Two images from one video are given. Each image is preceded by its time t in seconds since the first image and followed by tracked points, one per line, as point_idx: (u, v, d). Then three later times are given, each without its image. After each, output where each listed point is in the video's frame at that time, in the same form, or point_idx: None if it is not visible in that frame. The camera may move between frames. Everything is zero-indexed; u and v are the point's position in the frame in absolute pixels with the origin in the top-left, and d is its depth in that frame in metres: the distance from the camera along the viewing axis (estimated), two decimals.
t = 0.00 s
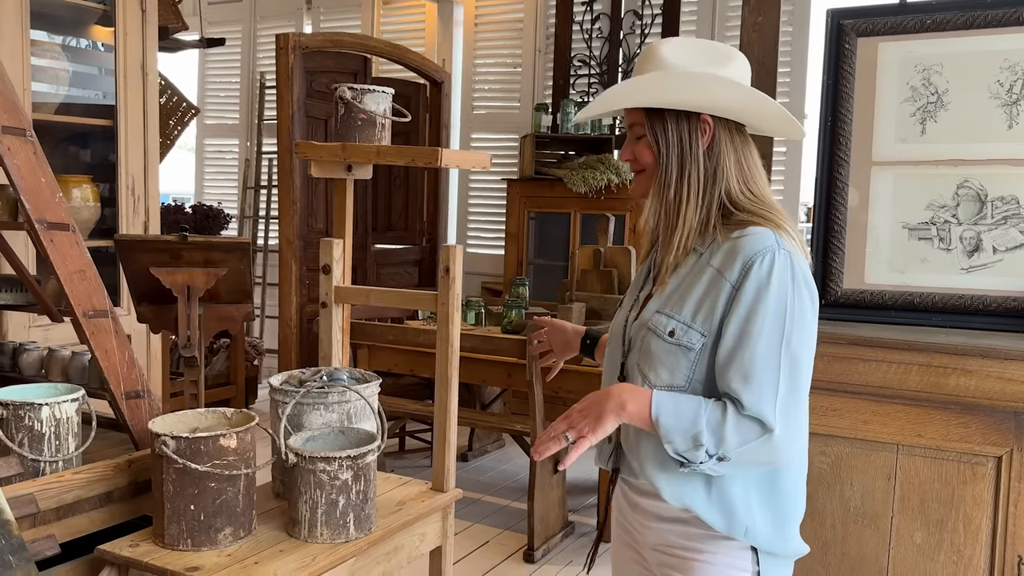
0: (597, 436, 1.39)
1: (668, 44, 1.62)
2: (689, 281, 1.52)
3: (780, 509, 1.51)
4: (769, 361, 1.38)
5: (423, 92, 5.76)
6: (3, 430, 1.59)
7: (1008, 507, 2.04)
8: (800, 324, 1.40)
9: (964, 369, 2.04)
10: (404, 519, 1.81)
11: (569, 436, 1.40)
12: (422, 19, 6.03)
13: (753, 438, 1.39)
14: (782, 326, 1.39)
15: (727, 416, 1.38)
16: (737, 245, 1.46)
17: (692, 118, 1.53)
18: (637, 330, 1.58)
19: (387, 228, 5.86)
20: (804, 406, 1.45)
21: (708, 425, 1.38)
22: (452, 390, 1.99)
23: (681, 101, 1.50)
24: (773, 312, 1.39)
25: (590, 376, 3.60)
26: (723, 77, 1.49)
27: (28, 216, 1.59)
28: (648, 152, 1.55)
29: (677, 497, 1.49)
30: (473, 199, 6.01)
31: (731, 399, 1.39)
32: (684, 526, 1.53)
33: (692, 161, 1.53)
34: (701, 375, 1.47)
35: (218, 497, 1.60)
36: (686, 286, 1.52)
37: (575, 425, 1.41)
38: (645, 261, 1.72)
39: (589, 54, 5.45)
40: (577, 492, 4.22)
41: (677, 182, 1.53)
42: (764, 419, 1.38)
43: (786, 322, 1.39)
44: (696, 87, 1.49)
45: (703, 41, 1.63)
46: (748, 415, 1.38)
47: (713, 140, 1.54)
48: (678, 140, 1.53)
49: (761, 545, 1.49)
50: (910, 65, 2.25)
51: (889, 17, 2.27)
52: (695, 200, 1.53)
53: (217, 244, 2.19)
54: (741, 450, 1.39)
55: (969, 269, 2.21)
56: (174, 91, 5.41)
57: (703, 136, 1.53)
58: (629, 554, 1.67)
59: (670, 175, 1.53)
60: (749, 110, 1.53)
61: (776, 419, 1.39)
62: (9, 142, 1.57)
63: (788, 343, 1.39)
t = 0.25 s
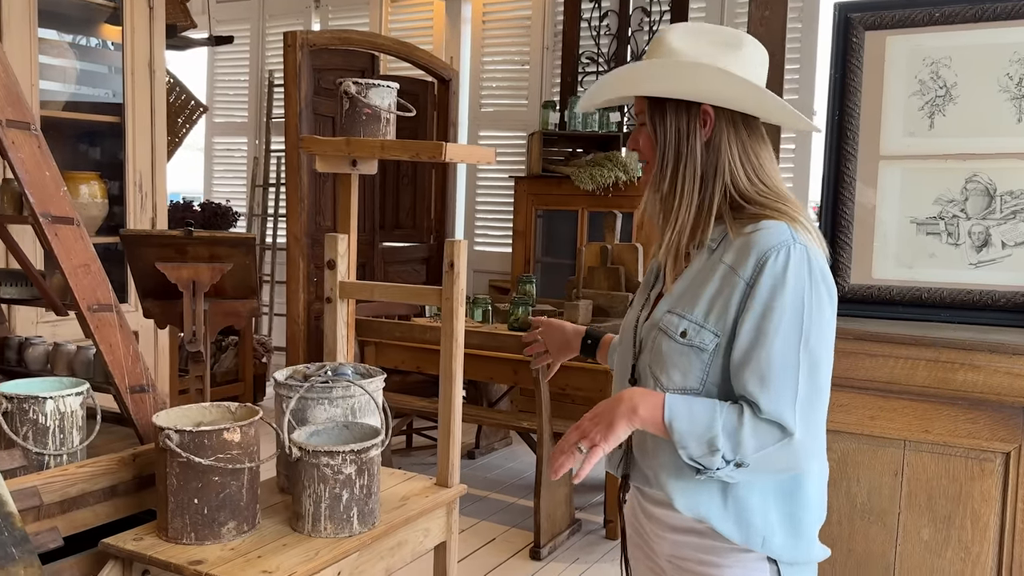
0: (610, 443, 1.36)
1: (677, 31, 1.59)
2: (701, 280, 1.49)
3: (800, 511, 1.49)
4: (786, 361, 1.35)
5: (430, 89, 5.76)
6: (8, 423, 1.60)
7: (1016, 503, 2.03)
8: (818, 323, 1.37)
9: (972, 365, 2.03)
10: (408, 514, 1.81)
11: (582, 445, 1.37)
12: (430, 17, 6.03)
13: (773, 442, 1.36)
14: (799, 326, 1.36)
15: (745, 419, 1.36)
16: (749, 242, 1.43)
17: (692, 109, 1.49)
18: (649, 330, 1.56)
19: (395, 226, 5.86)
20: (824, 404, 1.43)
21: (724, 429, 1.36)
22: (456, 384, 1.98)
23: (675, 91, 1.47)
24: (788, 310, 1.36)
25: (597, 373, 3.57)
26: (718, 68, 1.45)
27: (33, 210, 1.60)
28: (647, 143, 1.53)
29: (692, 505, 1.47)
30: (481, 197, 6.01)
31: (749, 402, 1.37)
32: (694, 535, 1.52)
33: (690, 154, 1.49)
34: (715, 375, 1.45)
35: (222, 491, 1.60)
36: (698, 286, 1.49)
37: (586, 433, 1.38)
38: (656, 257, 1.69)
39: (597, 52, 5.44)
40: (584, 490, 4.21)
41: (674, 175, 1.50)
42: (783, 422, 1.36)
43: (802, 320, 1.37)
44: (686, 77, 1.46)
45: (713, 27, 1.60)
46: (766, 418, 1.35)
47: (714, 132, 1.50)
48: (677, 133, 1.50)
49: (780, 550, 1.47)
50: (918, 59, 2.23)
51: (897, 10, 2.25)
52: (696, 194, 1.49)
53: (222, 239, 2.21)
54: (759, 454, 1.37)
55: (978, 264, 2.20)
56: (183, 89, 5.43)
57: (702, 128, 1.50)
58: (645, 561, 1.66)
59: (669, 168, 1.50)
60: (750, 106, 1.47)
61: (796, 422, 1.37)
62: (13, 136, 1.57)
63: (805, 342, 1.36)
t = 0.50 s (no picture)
0: (650, 453, 1.25)
1: None
2: (737, 268, 1.39)
3: (856, 514, 1.38)
4: (837, 354, 1.25)
5: (442, 87, 5.75)
6: (19, 416, 1.60)
7: None
8: (870, 311, 1.27)
9: (988, 358, 2.06)
10: (418, 507, 1.80)
11: (621, 457, 1.25)
12: (441, 15, 6.02)
13: (830, 442, 1.25)
14: (850, 316, 1.25)
15: (798, 420, 1.25)
16: (788, 226, 1.33)
17: (720, 85, 1.38)
18: (678, 322, 1.46)
19: (406, 224, 5.87)
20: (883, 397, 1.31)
21: (777, 431, 1.25)
22: (466, 377, 1.98)
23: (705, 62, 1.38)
24: (836, 299, 1.26)
25: (609, 370, 3.54)
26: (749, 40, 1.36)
27: (44, 203, 1.60)
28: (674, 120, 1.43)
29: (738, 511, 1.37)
30: (492, 194, 6.01)
31: (801, 401, 1.26)
32: (727, 537, 1.44)
33: (718, 132, 1.38)
34: (753, 369, 1.35)
35: (233, 483, 1.59)
36: (733, 274, 1.39)
37: (626, 444, 1.26)
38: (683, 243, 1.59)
39: (609, 49, 5.45)
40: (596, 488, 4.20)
41: (700, 155, 1.39)
42: (840, 420, 1.25)
43: (853, 308, 1.26)
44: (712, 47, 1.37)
45: None
46: (822, 417, 1.24)
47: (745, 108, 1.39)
48: (705, 109, 1.39)
49: (834, 555, 1.37)
50: (934, 51, 2.30)
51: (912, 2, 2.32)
52: (725, 176, 1.38)
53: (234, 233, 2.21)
54: (815, 457, 1.26)
55: (994, 257, 2.27)
56: (196, 88, 5.45)
57: (731, 104, 1.38)
58: (679, 566, 1.58)
59: (696, 148, 1.39)
60: (782, 80, 1.36)
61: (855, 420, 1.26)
62: (24, 129, 1.57)
63: (858, 333, 1.26)
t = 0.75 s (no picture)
0: (683, 458, 1.23)
1: None
2: (775, 262, 1.32)
3: (903, 522, 1.31)
4: (882, 355, 1.17)
5: (457, 85, 5.75)
6: (37, 407, 1.61)
7: None
8: (917, 308, 1.18)
9: (1012, 350, 2.04)
10: (434, 501, 1.80)
11: (654, 462, 1.24)
12: (457, 12, 6.02)
13: (873, 447, 1.19)
14: (896, 313, 1.17)
15: (838, 424, 1.19)
16: (829, 217, 1.25)
17: (768, 65, 1.30)
18: (717, 318, 1.40)
19: (422, 221, 5.88)
20: (934, 397, 1.23)
21: (816, 435, 1.20)
22: (482, 370, 1.97)
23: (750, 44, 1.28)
24: (880, 294, 1.18)
25: (625, 367, 3.52)
26: (799, 17, 1.26)
27: (62, 195, 1.60)
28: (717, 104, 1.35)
29: (774, 517, 1.32)
30: (508, 191, 6.00)
31: (842, 404, 1.19)
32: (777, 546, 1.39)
33: (766, 116, 1.29)
34: (793, 368, 1.29)
35: (249, 475, 1.59)
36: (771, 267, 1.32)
37: (658, 448, 1.25)
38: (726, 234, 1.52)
39: (625, 44, 5.43)
40: (612, 485, 4.19)
41: (749, 140, 1.31)
42: (884, 424, 1.18)
43: (897, 306, 1.18)
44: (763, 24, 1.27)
45: None
46: (863, 421, 1.18)
47: (795, 90, 1.30)
48: (752, 92, 1.31)
49: (878, 565, 1.30)
50: (956, 40, 2.28)
51: None
52: (771, 164, 1.31)
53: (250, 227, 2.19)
54: (856, 463, 1.20)
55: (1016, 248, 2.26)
56: (213, 87, 5.47)
57: (781, 86, 1.30)
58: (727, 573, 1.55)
59: (742, 133, 1.31)
60: (836, 60, 1.27)
61: (900, 424, 1.19)
62: (42, 121, 1.58)
63: (904, 331, 1.17)
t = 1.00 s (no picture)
0: (703, 439, 1.23)
1: None
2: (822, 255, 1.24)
3: (940, 537, 1.22)
4: (919, 358, 1.09)
5: (475, 83, 5.75)
6: (59, 401, 1.62)
7: None
8: (963, 309, 1.09)
9: None
10: (453, 496, 1.79)
11: (676, 438, 1.27)
12: (475, 11, 6.02)
13: (898, 453, 1.12)
14: (938, 313, 1.09)
15: (863, 425, 1.13)
16: (880, 211, 1.16)
17: (832, 46, 1.19)
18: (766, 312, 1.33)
19: (440, 220, 5.88)
20: (979, 409, 1.13)
21: (838, 433, 1.15)
22: (501, 365, 1.96)
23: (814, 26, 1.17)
24: (924, 295, 1.09)
25: (645, 364, 3.50)
26: None
27: (83, 190, 1.61)
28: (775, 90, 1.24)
29: (796, 514, 1.27)
30: (526, 189, 5.99)
31: (871, 404, 1.13)
32: (816, 547, 1.34)
33: (831, 101, 1.18)
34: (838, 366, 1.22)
35: (269, 470, 1.60)
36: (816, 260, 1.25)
37: (682, 425, 1.27)
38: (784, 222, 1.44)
39: (643, 41, 5.40)
40: (632, 483, 4.17)
41: (812, 129, 1.19)
42: (913, 431, 1.10)
43: (939, 306, 1.09)
44: (837, 4, 1.16)
45: None
46: (890, 426, 1.11)
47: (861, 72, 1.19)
48: (814, 75, 1.19)
49: None
50: (982, 34, 2.98)
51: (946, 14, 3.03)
52: (838, 153, 1.19)
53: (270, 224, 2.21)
54: (879, 468, 1.13)
55: None
56: (233, 87, 5.50)
57: (846, 68, 1.19)
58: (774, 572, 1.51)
59: (803, 119, 1.19)
60: (904, 37, 1.17)
61: (931, 432, 1.11)
62: (64, 117, 1.59)
63: (946, 334, 1.09)
